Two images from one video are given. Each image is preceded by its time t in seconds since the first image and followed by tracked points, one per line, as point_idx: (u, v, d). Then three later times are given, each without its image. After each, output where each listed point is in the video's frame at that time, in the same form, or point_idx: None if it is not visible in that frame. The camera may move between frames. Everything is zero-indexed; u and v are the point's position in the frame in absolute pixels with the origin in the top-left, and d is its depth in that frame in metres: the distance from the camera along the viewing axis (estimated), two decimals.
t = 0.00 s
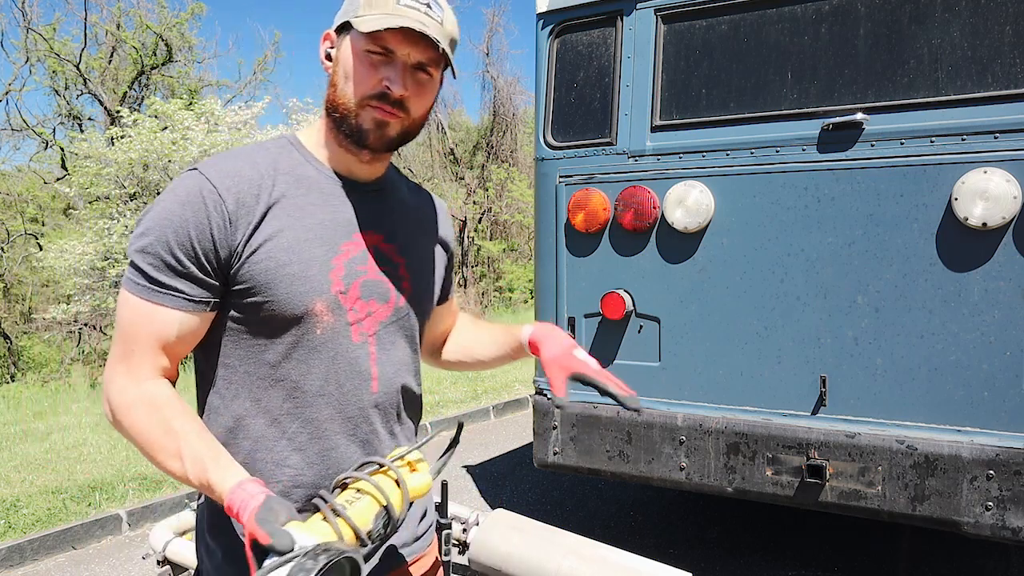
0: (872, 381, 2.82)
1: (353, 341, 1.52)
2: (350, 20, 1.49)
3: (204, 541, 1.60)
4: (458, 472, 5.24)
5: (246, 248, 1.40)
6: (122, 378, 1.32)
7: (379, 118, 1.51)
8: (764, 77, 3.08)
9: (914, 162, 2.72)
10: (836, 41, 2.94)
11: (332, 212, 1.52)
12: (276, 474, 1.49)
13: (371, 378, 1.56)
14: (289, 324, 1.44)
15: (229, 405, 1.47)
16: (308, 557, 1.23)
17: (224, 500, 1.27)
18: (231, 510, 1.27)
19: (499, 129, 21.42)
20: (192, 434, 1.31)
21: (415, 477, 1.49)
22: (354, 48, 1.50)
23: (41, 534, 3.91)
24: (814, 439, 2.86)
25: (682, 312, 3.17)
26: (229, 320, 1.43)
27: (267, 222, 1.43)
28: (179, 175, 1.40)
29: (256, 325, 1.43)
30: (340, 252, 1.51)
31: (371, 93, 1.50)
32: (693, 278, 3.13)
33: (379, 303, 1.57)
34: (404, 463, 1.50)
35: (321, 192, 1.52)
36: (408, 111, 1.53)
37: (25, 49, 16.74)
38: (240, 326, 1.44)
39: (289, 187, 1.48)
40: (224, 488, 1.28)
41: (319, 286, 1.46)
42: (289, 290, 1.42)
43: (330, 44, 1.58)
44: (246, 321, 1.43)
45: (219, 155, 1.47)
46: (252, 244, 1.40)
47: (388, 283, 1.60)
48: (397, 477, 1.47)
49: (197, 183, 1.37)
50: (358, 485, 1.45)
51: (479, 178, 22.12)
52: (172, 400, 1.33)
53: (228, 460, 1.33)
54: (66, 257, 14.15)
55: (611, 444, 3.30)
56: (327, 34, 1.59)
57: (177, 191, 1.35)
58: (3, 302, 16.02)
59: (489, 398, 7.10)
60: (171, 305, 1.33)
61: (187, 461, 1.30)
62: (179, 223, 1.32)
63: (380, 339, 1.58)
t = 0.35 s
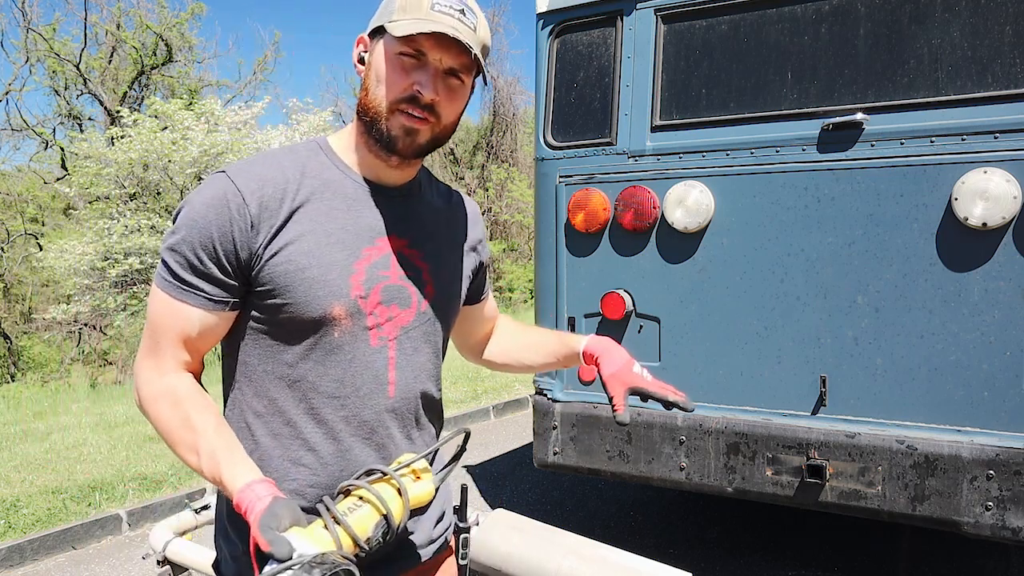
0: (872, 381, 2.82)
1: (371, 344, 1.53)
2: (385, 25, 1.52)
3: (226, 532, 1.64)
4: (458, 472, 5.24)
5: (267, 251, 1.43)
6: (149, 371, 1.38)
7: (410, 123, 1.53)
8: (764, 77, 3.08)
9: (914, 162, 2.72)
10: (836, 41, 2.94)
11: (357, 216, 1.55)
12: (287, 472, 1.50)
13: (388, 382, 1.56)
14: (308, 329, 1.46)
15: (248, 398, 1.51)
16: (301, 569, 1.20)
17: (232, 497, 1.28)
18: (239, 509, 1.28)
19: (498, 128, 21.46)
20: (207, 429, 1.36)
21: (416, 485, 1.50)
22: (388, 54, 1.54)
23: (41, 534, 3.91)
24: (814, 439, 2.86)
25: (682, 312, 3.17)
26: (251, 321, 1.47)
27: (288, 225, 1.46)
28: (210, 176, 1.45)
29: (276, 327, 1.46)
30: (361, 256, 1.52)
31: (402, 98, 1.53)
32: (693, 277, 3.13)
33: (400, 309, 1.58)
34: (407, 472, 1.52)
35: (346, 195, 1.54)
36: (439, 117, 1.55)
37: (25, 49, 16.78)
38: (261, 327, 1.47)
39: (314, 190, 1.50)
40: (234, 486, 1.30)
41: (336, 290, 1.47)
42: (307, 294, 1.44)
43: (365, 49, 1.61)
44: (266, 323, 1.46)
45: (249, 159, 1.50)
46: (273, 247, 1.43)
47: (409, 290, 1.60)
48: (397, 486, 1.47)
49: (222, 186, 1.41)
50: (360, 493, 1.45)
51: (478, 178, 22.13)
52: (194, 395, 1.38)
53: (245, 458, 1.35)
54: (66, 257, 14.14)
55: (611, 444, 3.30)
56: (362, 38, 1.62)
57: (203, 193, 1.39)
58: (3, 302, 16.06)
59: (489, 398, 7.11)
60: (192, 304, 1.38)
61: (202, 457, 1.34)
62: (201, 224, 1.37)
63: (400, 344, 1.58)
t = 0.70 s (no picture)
0: (872, 381, 2.82)
1: (383, 344, 1.54)
2: (387, 24, 1.52)
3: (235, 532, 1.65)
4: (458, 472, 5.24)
5: (278, 253, 1.42)
6: (159, 379, 1.36)
7: (413, 121, 1.53)
8: (764, 77, 3.08)
9: (914, 162, 2.72)
10: (836, 41, 2.94)
11: (364, 216, 1.55)
12: (294, 472, 1.51)
13: (400, 381, 1.58)
14: (321, 331, 1.46)
15: (259, 402, 1.51)
16: (356, 559, 1.28)
17: (263, 500, 1.31)
18: (267, 511, 1.31)
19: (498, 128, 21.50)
20: (224, 435, 1.36)
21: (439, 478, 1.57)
22: (391, 52, 1.54)
23: (41, 534, 3.91)
24: (814, 439, 2.86)
25: (682, 312, 3.17)
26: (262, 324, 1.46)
27: (297, 227, 1.45)
28: (216, 178, 1.44)
29: (286, 329, 1.46)
30: (371, 257, 1.53)
31: (405, 97, 1.53)
32: (693, 277, 3.13)
33: (409, 307, 1.59)
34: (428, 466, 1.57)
35: (353, 196, 1.54)
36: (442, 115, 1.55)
37: (26, 49, 16.81)
38: (271, 329, 1.46)
39: (321, 191, 1.50)
40: (260, 489, 1.32)
41: (346, 289, 1.47)
42: (319, 295, 1.44)
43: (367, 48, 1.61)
44: (275, 325, 1.46)
45: (254, 160, 1.49)
46: (283, 249, 1.42)
47: (417, 289, 1.62)
48: (423, 480, 1.54)
49: (230, 188, 1.40)
50: (389, 488, 1.50)
51: (479, 178, 22.16)
52: (207, 400, 1.38)
53: (265, 461, 1.37)
54: (66, 257, 14.15)
55: (611, 444, 3.30)
56: (365, 38, 1.62)
57: (211, 195, 1.38)
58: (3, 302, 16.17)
59: (489, 398, 7.11)
60: (204, 308, 1.37)
61: (222, 462, 1.34)
62: (211, 227, 1.36)
63: (410, 343, 1.60)
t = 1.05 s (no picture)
0: (872, 381, 2.82)
1: (399, 341, 1.57)
2: (400, 27, 1.51)
3: (247, 536, 1.65)
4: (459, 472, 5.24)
5: (295, 254, 1.43)
6: (174, 385, 1.35)
7: (425, 125, 1.54)
8: (764, 77, 3.08)
9: (914, 162, 2.72)
10: (836, 41, 2.94)
11: (375, 216, 1.55)
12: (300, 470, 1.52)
13: (417, 377, 1.60)
14: (340, 331, 1.48)
15: (275, 406, 1.51)
16: (399, 554, 1.34)
17: (287, 503, 1.33)
18: (293, 514, 1.33)
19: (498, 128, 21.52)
20: (242, 440, 1.36)
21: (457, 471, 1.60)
22: (404, 56, 1.53)
23: (41, 534, 3.91)
24: (814, 439, 2.86)
25: (682, 312, 3.17)
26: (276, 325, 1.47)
27: (313, 227, 1.45)
28: (228, 179, 1.43)
29: (305, 329, 1.46)
30: (385, 256, 1.54)
31: (417, 100, 1.54)
32: (693, 276, 3.13)
33: (422, 304, 1.62)
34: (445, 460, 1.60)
35: (364, 195, 1.55)
36: (452, 119, 1.57)
37: (26, 49, 16.84)
38: (287, 331, 1.47)
39: (334, 191, 1.50)
40: (284, 492, 1.34)
41: (365, 289, 1.49)
42: (340, 295, 1.45)
43: (375, 47, 1.60)
44: (292, 326, 1.46)
45: (263, 161, 1.48)
46: (301, 250, 1.43)
47: (429, 286, 1.64)
48: (443, 473, 1.56)
49: (246, 190, 1.39)
50: (412, 484, 1.53)
51: (479, 178, 22.27)
52: (224, 405, 1.37)
53: (285, 466, 1.38)
54: (66, 257, 14.16)
55: (611, 444, 3.30)
56: (372, 36, 1.61)
57: (226, 197, 1.37)
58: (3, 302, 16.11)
59: (489, 398, 7.11)
60: (220, 311, 1.36)
61: (243, 466, 1.35)
62: (228, 230, 1.35)
63: (424, 340, 1.62)
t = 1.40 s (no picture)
0: (872, 381, 2.82)
1: (402, 343, 1.56)
2: (373, 22, 1.51)
3: (254, 537, 1.66)
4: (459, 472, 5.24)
5: (294, 258, 1.43)
6: (180, 394, 1.35)
7: (414, 114, 1.53)
8: (764, 77, 3.08)
9: (914, 162, 2.72)
10: (836, 41, 2.94)
11: (374, 217, 1.56)
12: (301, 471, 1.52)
13: (420, 378, 1.61)
14: (342, 334, 1.48)
15: (279, 409, 1.52)
16: (408, 558, 1.34)
17: (296, 508, 1.33)
18: (302, 518, 1.33)
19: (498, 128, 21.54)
20: (250, 445, 1.36)
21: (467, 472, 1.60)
22: (380, 50, 1.53)
23: (41, 534, 3.91)
24: (814, 438, 2.86)
25: (682, 312, 3.17)
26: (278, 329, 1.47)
27: (311, 230, 1.46)
28: (224, 186, 1.43)
29: (307, 333, 1.47)
30: (385, 256, 1.54)
31: (403, 90, 1.53)
32: (693, 276, 3.13)
33: (425, 305, 1.62)
34: (454, 461, 1.60)
35: (362, 197, 1.55)
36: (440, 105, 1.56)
37: (26, 48, 16.87)
38: (289, 335, 1.47)
39: (331, 194, 1.51)
40: (292, 496, 1.34)
41: (367, 291, 1.49)
42: (341, 298, 1.46)
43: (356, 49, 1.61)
44: (293, 330, 1.46)
45: (259, 167, 1.48)
46: (300, 253, 1.43)
47: (433, 286, 1.64)
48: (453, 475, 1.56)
49: (242, 196, 1.39)
50: (421, 487, 1.52)
51: (478, 178, 22.48)
52: (230, 411, 1.37)
53: (291, 469, 1.38)
54: (66, 257, 14.16)
55: (611, 444, 3.30)
56: (350, 40, 1.62)
57: (223, 204, 1.37)
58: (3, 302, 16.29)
59: (489, 398, 7.11)
60: (222, 318, 1.37)
61: (251, 472, 1.35)
62: (226, 236, 1.35)
63: (426, 340, 1.62)
